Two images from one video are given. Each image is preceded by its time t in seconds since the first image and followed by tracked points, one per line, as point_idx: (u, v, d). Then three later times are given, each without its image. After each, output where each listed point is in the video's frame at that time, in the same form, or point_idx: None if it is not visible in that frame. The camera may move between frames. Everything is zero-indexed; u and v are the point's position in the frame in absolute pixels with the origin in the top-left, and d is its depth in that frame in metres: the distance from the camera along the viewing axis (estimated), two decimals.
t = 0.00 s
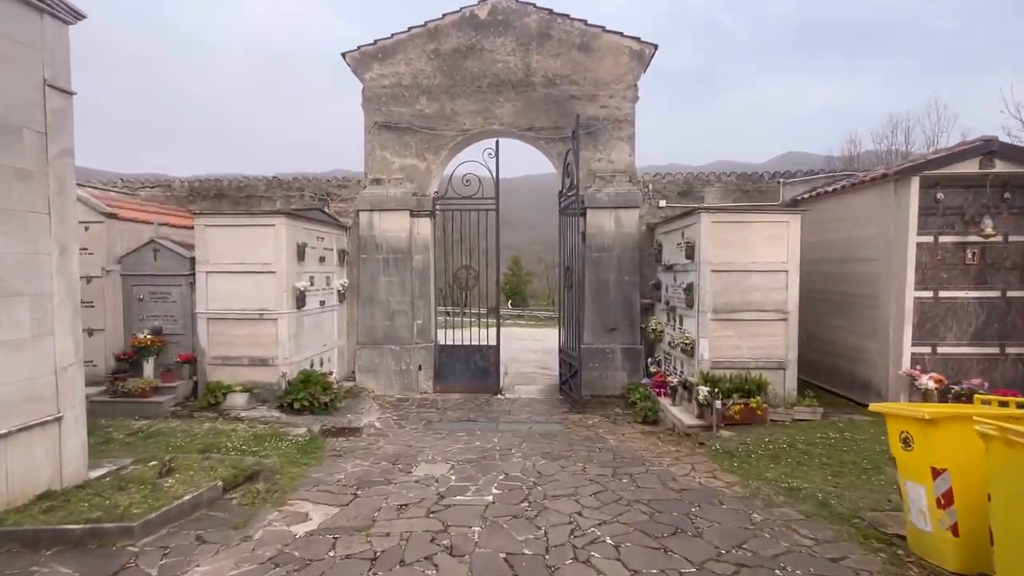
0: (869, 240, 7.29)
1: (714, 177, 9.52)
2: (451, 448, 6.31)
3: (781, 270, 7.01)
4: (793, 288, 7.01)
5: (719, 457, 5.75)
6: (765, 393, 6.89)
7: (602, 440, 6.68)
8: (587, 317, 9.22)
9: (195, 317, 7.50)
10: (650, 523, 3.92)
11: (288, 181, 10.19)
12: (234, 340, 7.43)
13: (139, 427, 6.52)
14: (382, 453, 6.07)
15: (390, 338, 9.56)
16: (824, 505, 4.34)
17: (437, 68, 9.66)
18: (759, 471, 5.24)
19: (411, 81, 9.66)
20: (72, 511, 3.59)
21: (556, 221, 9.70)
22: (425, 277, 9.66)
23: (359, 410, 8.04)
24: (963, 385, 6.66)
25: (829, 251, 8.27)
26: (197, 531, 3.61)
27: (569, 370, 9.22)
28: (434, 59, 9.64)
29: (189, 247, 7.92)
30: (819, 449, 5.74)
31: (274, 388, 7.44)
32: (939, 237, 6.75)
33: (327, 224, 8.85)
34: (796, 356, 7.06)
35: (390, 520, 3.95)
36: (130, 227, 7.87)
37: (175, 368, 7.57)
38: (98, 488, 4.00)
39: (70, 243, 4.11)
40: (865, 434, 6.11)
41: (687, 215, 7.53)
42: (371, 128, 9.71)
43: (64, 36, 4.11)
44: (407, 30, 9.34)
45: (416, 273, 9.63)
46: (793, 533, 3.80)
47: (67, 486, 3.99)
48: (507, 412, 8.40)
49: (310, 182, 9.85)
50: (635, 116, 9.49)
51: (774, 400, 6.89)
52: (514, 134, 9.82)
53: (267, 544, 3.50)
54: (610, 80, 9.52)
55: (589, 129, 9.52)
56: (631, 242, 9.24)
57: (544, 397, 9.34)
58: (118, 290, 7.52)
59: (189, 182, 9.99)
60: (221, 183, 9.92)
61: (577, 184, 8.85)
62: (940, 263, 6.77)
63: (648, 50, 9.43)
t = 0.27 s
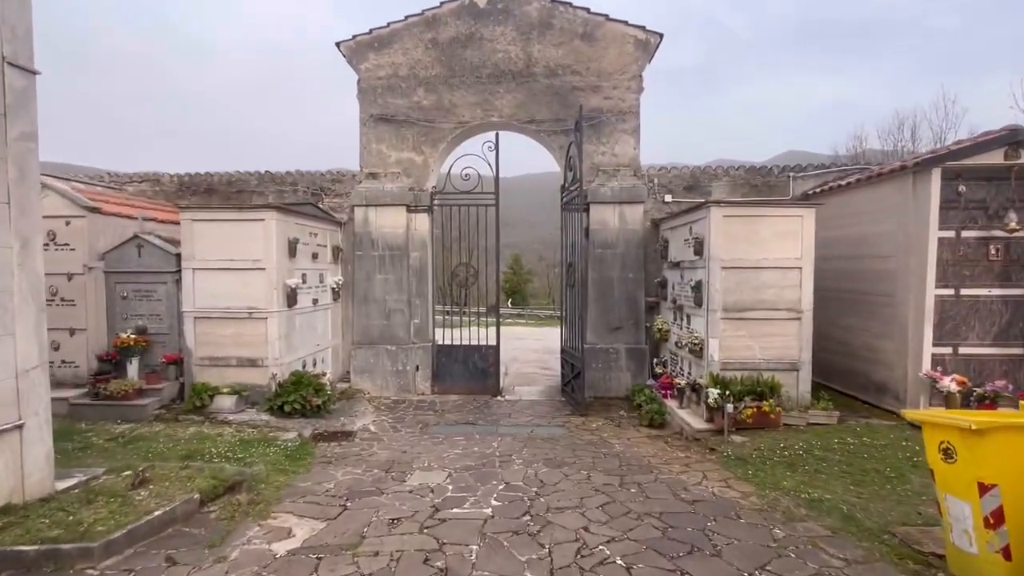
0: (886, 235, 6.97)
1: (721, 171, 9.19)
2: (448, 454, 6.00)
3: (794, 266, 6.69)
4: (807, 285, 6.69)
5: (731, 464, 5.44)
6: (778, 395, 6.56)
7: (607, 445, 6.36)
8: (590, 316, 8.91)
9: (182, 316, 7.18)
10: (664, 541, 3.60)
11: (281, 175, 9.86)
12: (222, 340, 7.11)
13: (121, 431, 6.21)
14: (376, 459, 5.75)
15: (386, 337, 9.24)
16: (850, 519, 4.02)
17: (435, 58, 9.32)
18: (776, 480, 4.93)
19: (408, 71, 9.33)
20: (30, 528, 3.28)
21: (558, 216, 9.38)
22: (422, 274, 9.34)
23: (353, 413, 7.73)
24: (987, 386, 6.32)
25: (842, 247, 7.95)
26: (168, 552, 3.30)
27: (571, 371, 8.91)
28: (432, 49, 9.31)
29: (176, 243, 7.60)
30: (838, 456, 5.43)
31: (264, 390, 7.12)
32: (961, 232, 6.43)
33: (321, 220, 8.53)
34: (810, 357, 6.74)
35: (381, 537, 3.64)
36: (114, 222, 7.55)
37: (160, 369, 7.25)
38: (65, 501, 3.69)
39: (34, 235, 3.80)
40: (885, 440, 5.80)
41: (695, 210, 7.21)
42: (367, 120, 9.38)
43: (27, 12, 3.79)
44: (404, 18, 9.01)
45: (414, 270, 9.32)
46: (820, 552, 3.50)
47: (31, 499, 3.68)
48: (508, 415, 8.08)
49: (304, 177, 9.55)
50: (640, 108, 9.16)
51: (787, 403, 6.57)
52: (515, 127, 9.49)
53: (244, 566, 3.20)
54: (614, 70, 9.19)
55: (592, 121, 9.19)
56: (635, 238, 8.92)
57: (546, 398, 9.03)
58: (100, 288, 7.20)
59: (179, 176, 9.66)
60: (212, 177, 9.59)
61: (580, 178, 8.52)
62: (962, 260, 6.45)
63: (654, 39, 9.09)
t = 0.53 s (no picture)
0: (902, 231, 6.66)
1: (727, 165, 8.87)
2: (442, 461, 5.68)
3: (806, 264, 6.38)
4: (820, 284, 6.37)
5: (742, 473, 5.13)
6: (790, 399, 6.24)
7: (609, 451, 6.05)
8: (591, 316, 8.60)
9: (164, 315, 6.85)
10: (676, 563, 3.29)
11: (271, 169, 9.52)
12: (206, 340, 6.79)
13: (97, 437, 5.88)
14: (365, 468, 5.42)
15: (380, 338, 8.92)
16: (875, 536, 3.71)
17: (430, 49, 8.99)
18: (791, 491, 4.62)
19: (402, 62, 9.00)
20: None
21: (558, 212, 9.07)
22: (417, 272, 9.02)
23: (344, 416, 7.40)
24: (1009, 389, 6.04)
25: (854, 244, 7.64)
26: None
27: (571, 373, 8.60)
28: (427, 38, 8.98)
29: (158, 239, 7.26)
30: (855, 464, 5.12)
31: (250, 393, 6.80)
32: (981, 227, 6.12)
33: (312, 215, 8.20)
34: (822, 359, 6.43)
35: (366, 558, 3.33)
36: (93, 217, 7.21)
37: (141, 372, 6.91)
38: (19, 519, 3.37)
39: None
40: (904, 446, 5.49)
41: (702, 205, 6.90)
42: (360, 113, 9.05)
43: None
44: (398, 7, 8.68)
45: (408, 269, 9.00)
46: None
47: None
48: (506, 419, 7.77)
49: (296, 171, 9.17)
50: (642, 100, 8.84)
51: (799, 407, 6.26)
52: (513, 119, 9.17)
53: None
54: (616, 61, 8.86)
55: (593, 113, 8.87)
56: (638, 235, 8.61)
57: (545, 401, 8.72)
58: (78, 286, 6.88)
59: (165, 170, 9.31)
60: (199, 171, 9.24)
61: (581, 172, 8.20)
62: (982, 257, 6.15)
63: (657, 28, 8.76)
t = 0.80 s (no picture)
0: (919, 227, 6.34)
1: (733, 160, 8.56)
2: (435, 469, 5.35)
3: (820, 260, 6.05)
4: (834, 282, 6.05)
5: (756, 483, 4.80)
6: (806, 403, 5.88)
7: (613, 458, 5.72)
8: (592, 316, 8.28)
9: (144, 315, 6.51)
10: None
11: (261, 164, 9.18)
12: (189, 341, 6.45)
13: (69, 444, 5.54)
14: (353, 477, 5.09)
15: (374, 339, 8.60)
16: (907, 556, 3.39)
17: (426, 39, 8.67)
18: (809, 504, 4.29)
19: (397, 53, 8.68)
20: None
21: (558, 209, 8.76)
22: (412, 271, 8.69)
23: (335, 421, 7.07)
24: None
25: (867, 241, 7.32)
26: None
27: (571, 375, 8.29)
28: (423, 28, 8.66)
29: (140, 235, 6.93)
30: (876, 474, 4.80)
31: (235, 397, 6.47)
32: (1005, 223, 5.80)
33: (302, 211, 7.88)
34: (836, 361, 6.11)
35: None
36: (71, 212, 6.87)
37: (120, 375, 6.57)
38: None
39: None
40: (926, 454, 5.17)
41: (708, 200, 6.59)
42: (352, 105, 8.73)
43: None
44: None
45: (403, 267, 8.68)
46: None
47: None
48: (504, 423, 7.44)
49: (286, 166, 8.82)
50: (646, 92, 8.52)
51: (813, 412, 5.93)
52: (512, 112, 8.85)
53: None
54: (618, 51, 8.55)
55: (594, 106, 8.55)
56: (641, 232, 8.29)
57: (545, 404, 8.39)
58: (54, 284, 6.55)
59: (150, 165, 8.97)
60: (186, 166, 8.91)
61: (582, 166, 7.88)
62: (1006, 253, 5.83)
63: (661, 18, 8.45)
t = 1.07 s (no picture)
0: (937, 224, 6.03)
1: (739, 155, 8.25)
2: (427, 481, 5.02)
3: (835, 259, 5.74)
4: (849, 281, 5.73)
5: (770, 497, 4.48)
6: (818, 410, 5.58)
7: (616, 468, 5.40)
8: (593, 317, 7.97)
9: (122, 316, 6.17)
10: None
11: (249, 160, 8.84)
12: (169, 344, 6.11)
13: (37, 454, 5.20)
14: (339, 490, 4.76)
15: (366, 341, 8.26)
16: None
17: (420, 29, 8.35)
18: (830, 521, 3.97)
19: (390, 44, 8.35)
20: None
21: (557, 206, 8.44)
22: (406, 270, 8.36)
23: (324, 427, 6.74)
24: None
25: (881, 239, 7.01)
26: None
27: (571, 379, 7.97)
28: (417, 18, 8.33)
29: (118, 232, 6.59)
30: (899, 486, 4.48)
31: (217, 403, 6.13)
32: None
33: (290, 208, 7.54)
34: (851, 365, 5.79)
35: None
36: (45, 208, 6.52)
37: (95, 379, 6.24)
38: None
39: None
40: (950, 465, 4.86)
41: (716, 196, 6.28)
42: (344, 98, 8.40)
43: None
44: None
45: (396, 266, 8.35)
46: None
47: None
48: (502, 430, 7.10)
49: (275, 161, 8.48)
50: (648, 85, 8.21)
51: (827, 419, 5.61)
52: (510, 106, 8.53)
53: None
54: (620, 43, 8.23)
55: (595, 99, 8.23)
56: (644, 230, 7.98)
57: (544, 409, 8.06)
58: (26, 284, 6.20)
59: (134, 160, 8.63)
60: (170, 161, 8.56)
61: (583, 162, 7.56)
62: None
63: (665, 8, 8.14)
